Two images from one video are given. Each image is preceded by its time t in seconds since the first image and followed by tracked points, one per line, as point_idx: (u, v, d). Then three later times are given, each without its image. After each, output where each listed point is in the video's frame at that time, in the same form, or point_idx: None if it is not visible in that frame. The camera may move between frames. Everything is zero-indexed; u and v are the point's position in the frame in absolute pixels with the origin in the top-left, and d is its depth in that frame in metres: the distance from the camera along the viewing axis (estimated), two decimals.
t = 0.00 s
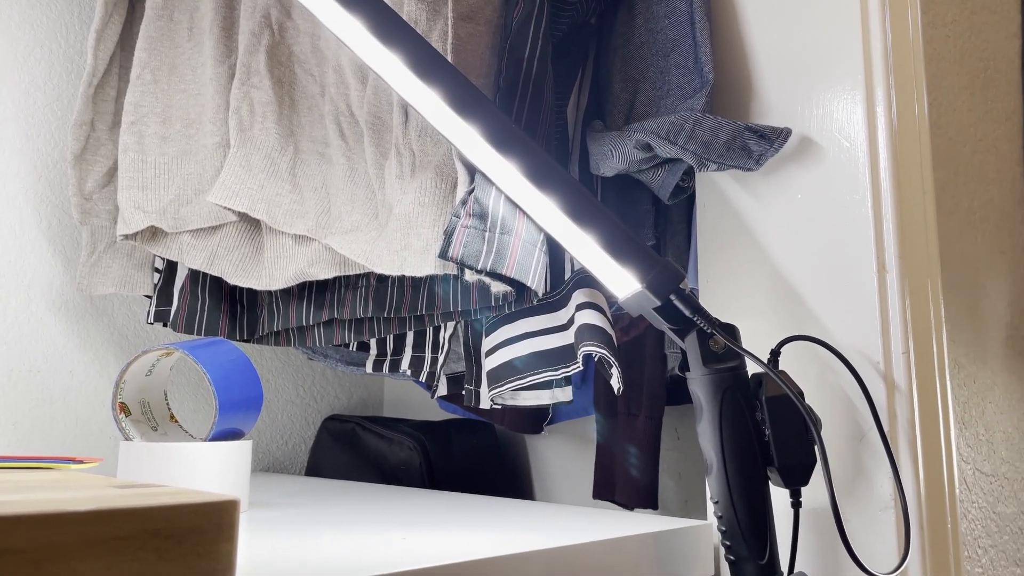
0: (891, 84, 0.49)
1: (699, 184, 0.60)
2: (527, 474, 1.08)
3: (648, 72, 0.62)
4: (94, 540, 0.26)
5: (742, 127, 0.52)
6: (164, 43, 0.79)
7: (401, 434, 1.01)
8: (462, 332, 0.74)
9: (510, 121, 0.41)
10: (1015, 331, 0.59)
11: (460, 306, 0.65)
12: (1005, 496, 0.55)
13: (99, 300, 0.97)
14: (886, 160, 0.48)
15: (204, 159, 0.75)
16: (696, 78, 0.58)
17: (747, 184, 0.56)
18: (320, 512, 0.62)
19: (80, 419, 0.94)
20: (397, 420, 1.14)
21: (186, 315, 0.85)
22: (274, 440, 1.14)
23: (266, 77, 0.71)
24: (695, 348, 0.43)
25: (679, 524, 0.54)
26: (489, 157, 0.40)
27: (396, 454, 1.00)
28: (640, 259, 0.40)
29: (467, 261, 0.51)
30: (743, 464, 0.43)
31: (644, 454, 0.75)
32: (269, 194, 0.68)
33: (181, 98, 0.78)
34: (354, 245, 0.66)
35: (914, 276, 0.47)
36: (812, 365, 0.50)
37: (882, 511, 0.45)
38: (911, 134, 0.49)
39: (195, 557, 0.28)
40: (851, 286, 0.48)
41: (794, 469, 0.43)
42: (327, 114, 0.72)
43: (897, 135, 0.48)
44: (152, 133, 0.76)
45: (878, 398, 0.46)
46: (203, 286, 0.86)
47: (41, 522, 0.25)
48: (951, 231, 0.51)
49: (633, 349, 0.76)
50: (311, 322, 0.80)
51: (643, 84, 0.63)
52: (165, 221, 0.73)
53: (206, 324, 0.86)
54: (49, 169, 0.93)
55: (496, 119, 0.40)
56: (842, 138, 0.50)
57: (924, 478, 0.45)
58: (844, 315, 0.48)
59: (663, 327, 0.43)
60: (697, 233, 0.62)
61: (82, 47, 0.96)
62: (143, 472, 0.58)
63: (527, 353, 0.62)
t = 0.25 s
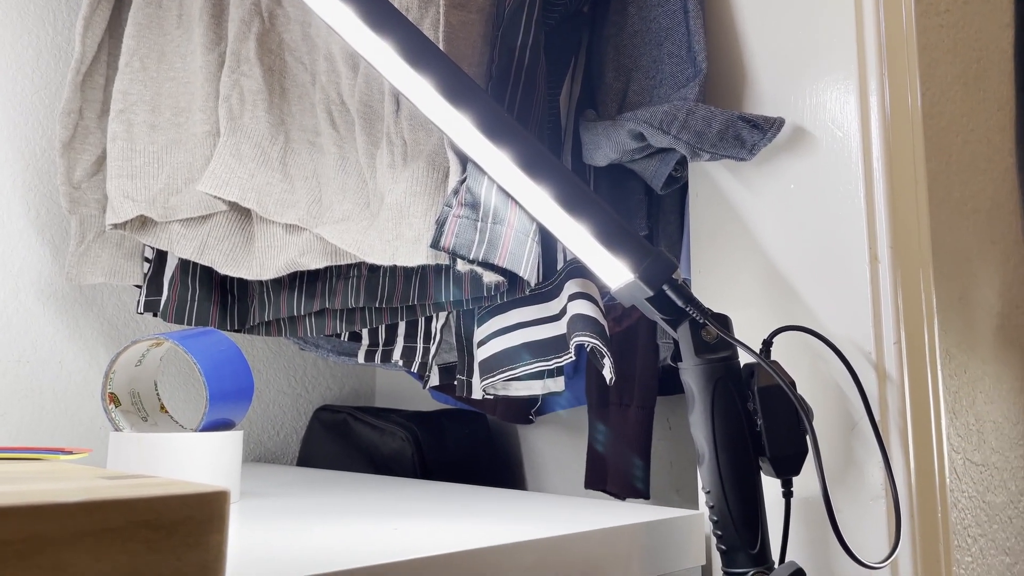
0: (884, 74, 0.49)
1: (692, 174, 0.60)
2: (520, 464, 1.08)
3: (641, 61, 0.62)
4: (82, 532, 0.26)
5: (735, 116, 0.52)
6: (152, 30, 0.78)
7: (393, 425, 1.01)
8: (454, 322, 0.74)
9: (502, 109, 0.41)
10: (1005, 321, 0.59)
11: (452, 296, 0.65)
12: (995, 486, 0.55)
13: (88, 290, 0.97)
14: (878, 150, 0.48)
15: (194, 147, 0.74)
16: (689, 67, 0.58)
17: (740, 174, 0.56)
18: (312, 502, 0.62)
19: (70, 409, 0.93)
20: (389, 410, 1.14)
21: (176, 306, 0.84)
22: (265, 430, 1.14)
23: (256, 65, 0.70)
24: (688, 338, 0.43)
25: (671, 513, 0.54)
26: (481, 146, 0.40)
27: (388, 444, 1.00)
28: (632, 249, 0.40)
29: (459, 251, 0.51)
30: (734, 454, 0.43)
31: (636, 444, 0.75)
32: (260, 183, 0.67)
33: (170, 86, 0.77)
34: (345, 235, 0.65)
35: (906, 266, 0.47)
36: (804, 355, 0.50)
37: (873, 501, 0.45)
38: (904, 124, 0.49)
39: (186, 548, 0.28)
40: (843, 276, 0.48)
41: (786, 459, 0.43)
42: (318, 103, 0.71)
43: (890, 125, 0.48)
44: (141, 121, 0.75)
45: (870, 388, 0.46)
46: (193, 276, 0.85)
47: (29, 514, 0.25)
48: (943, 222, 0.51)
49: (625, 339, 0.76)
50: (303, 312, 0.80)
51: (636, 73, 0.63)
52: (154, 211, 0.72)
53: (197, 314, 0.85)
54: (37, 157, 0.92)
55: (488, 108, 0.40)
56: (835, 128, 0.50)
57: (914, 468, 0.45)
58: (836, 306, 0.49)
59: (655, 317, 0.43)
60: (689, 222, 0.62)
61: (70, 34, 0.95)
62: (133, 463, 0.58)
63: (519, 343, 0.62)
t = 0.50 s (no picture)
0: (878, 63, 0.48)
1: (685, 163, 0.60)
2: (513, 453, 1.08)
3: (634, 49, 0.62)
4: (71, 522, 0.26)
5: (729, 105, 0.51)
6: (141, 16, 0.77)
7: (385, 414, 1.01)
8: (446, 311, 0.74)
9: (494, 97, 0.40)
10: (995, 311, 0.60)
11: (444, 286, 0.64)
12: (985, 474, 0.55)
13: (78, 279, 0.96)
14: (872, 139, 0.48)
15: (184, 135, 0.73)
16: (683, 55, 0.57)
17: (734, 163, 0.56)
18: (305, 492, 0.62)
19: (60, 398, 0.93)
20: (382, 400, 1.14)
21: (167, 294, 0.83)
22: (257, 420, 1.14)
23: (247, 52, 0.70)
24: (681, 328, 0.43)
25: (663, 503, 0.54)
26: (473, 134, 0.40)
27: (381, 434, 1.00)
28: (626, 238, 0.40)
29: (451, 240, 0.51)
30: (727, 443, 0.43)
31: (628, 433, 0.75)
32: (251, 171, 0.66)
33: (160, 74, 0.76)
34: (337, 224, 0.65)
35: (897, 256, 0.47)
36: (796, 344, 0.50)
37: (864, 490, 0.46)
38: (897, 114, 0.49)
39: (177, 539, 0.28)
40: (835, 266, 0.48)
41: (778, 448, 0.43)
42: (309, 90, 0.70)
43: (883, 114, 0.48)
44: (131, 109, 0.74)
45: (862, 378, 0.46)
46: (184, 266, 0.84)
47: (16, 505, 0.25)
48: (935, 211, 0.51)
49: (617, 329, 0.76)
50: (294, 302, 0.79)
51: (629, 61, 0.62)
52: (144, 199, 0.72)
53: (187, 304, 0.84)
54: (26, 145, 0.91)
55: (480, 95, 0.39)
56: (829, 118, 0.50)
57: (905, 457, 0.45)
58: (828, 295, 0.49)
59: (648, 307, 0.43)
60: (682, 211, 0.62)
61: (58, 20, 0.94)
62: (124, 453, 0.57)
63: (512, 333, 0.62)
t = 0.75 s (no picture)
0: (872, 51, 0.48)
1: (678, 151, 0.60)
2: (506, 442, 1.09)
3: (628, 36, 0.61)
4: (61, 511, 0.27)
5: (723, 93, 0.51)
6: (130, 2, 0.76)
7: (378, 403, 1.00)
8: (439, 301, 0.74)
9: (487, 84, 0.40)
10: (987, 300, 0.60)
11: (437, 275, 0.64)
12: (976, 463, 0.56)
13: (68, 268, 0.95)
14: (866, 128, 0.48)
15: (174, 123, 0.72)
16: (677, 43, 0.57)
17: (728, 152, 0.56)
18: (297, 481, 0.61)
19: (50, 387, 0.92)
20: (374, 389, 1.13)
21: (157, 284, 0.83)
22: (249, 409, 1.13)
23: (237, 39, 0.69)
24: (674, 317, 0.43)
25: (656, 491, 0.55)
26: (466, 121, 0.39)
27: (373, 423, 0.99)
28: (619, 227, 0.39)
29: (444, 229, 0.50)
30: (719, 432, 0.43)
31: (621, 423, 0.75)
32: (242, 159, 0.66)
33: (149, 60, 0.75)
34: (328, 212, 0.64)
35: (890, 244, 0.47)
36: (789, 333, 0.50)
37: (856, 478, 0.46)
38: (892, 102, 0.49)
39: (166, 530, 0.29)
40: (828, 255, 0.48)
41: (771, 437, 0.43)
42: (300, 77, 0.70)
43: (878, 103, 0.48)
44: (121, 96, 0.73)
45: (854, 366, 0.46)
46: (175, 254, 0.84)
47: (9, 495, 0.26)
48: (928, 201, 0.51)
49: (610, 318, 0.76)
50: (286, 291, 0.79)
51: (623, 48, 0.62)
52: (134, 187, 0.71)
53: (178, 293, 0.84)
54: (14, 132, 0.90)
55: (472, 82, 0.39)
56: (823, 106, 0.50)
57: (897, 445, 0.46)
58: (821, 284, 0.49)
59: (642, 296, 0.43)
60: (676, 200, 0.62)
61: (46, 6, 0.93)
62: (114, 443, 0.57)
63: (505, 322, 0.62)
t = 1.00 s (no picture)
0: (867, 39, 0.48)
1: (672, 139, 0.59)
2: (499, 430, 1.09)
3: (622, 23, 0.61)
4: (51, 502, 0.26)
5: (717, 81, 0.51)
6: None
7: (371, 392, 1.00)
8: (432, 289, 0.73)
9: (480, 70, 0.39)
10: (979, 289, 0.60)
11: (430, 263, 0.64)
12: (967, 450, 0.56)
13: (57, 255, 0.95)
14: (860, 115, 0.48)
15: (164, 109, 0.71)
16: (672, 29, 0.57)
17: (723, 140, 0.55)
18: (290, 469, 0.61)
19: (41, 376, 0.92)
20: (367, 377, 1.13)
21: (148, 273, 0.82)
22: (241, 397, 1.13)
23: (227, 24, 0.68)
24: (668, 306, 0.43)
25: (649, 479, 0.55)
26: (459, 108, 0.39)
27: (366, 412, 0.99)
28: (613, 215, 0.39)
29: (437, 217, 0.50)
30: (713, 420, 0.44)
31: (615, 411, 0.75)
32: (233, 146, 0.65)
33: (139, 46, 0.74)
34: (320, 200, 0.64)
35: (884, 233, 0.47)
36: (783, 322, 0.51)
37: (848, 466, 0.46)
38: (886, 90, 0.49)
39: (157, 519, 0.29)
40: (822, 243, 0.48)
41: (764, 426, 0.43)
42: (291, 63, 0.69)
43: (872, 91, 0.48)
44: (110, 83, 0.72)
45: (848, 355, 0.47)
46: (165, 243, 0.83)
47: None
48: (921, 189, 0.51)
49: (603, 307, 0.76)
50: (278, 279, 0.78)
51: (618, 35, 0.61)
52: (125, 173, 0.70)
53: (169, 281, 0.83)
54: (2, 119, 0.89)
55: (466, 68, 0.39)
56: (818, 94, 0.49)
57: (890, 433, 0.46)
58: (815, 273, 0.49)
59: (635, 284, 0.43)
60: (670, 188, 0.62)
61: None
62: (104, 432, 0.57)
63: (498, 311, 0.61)
